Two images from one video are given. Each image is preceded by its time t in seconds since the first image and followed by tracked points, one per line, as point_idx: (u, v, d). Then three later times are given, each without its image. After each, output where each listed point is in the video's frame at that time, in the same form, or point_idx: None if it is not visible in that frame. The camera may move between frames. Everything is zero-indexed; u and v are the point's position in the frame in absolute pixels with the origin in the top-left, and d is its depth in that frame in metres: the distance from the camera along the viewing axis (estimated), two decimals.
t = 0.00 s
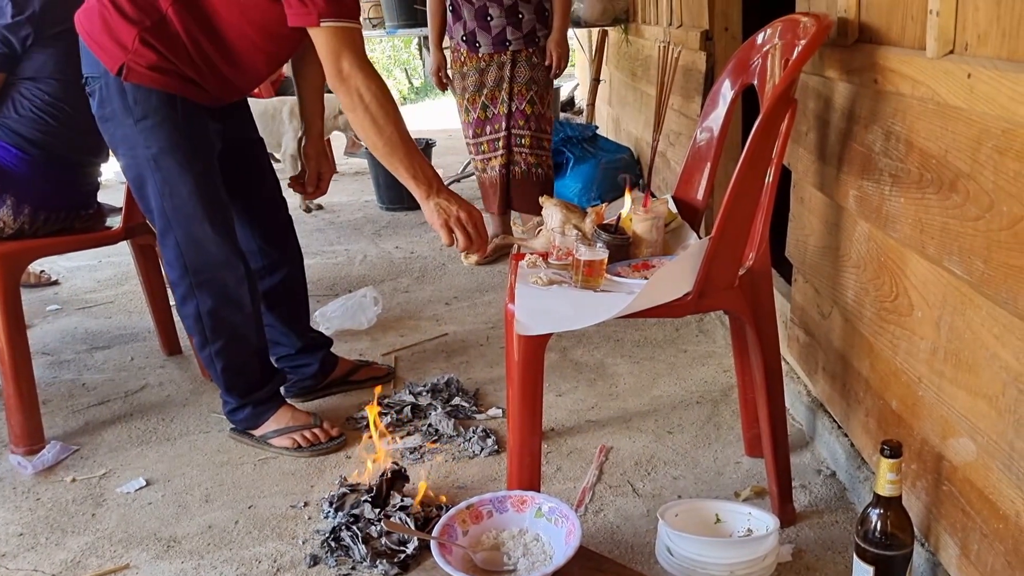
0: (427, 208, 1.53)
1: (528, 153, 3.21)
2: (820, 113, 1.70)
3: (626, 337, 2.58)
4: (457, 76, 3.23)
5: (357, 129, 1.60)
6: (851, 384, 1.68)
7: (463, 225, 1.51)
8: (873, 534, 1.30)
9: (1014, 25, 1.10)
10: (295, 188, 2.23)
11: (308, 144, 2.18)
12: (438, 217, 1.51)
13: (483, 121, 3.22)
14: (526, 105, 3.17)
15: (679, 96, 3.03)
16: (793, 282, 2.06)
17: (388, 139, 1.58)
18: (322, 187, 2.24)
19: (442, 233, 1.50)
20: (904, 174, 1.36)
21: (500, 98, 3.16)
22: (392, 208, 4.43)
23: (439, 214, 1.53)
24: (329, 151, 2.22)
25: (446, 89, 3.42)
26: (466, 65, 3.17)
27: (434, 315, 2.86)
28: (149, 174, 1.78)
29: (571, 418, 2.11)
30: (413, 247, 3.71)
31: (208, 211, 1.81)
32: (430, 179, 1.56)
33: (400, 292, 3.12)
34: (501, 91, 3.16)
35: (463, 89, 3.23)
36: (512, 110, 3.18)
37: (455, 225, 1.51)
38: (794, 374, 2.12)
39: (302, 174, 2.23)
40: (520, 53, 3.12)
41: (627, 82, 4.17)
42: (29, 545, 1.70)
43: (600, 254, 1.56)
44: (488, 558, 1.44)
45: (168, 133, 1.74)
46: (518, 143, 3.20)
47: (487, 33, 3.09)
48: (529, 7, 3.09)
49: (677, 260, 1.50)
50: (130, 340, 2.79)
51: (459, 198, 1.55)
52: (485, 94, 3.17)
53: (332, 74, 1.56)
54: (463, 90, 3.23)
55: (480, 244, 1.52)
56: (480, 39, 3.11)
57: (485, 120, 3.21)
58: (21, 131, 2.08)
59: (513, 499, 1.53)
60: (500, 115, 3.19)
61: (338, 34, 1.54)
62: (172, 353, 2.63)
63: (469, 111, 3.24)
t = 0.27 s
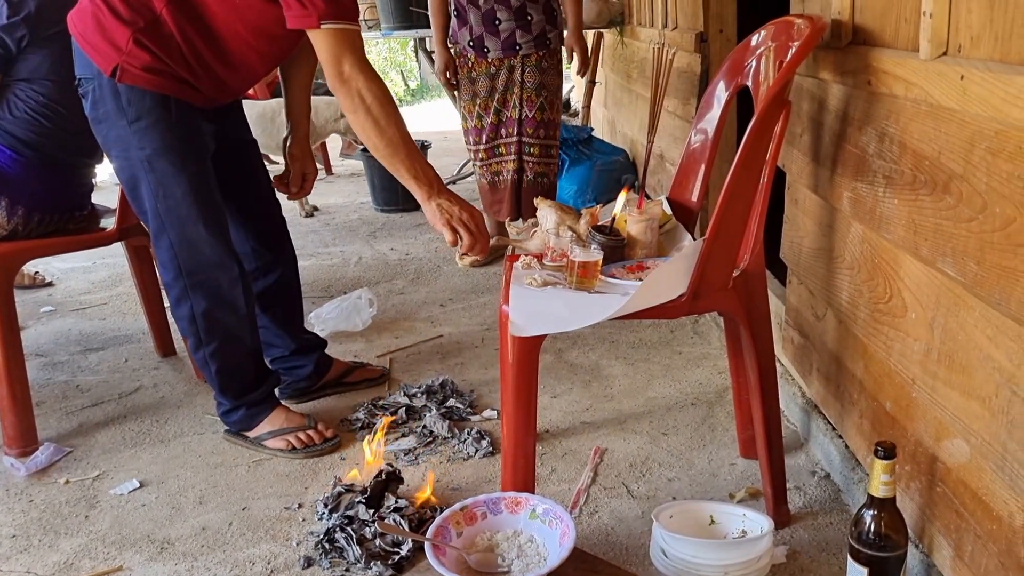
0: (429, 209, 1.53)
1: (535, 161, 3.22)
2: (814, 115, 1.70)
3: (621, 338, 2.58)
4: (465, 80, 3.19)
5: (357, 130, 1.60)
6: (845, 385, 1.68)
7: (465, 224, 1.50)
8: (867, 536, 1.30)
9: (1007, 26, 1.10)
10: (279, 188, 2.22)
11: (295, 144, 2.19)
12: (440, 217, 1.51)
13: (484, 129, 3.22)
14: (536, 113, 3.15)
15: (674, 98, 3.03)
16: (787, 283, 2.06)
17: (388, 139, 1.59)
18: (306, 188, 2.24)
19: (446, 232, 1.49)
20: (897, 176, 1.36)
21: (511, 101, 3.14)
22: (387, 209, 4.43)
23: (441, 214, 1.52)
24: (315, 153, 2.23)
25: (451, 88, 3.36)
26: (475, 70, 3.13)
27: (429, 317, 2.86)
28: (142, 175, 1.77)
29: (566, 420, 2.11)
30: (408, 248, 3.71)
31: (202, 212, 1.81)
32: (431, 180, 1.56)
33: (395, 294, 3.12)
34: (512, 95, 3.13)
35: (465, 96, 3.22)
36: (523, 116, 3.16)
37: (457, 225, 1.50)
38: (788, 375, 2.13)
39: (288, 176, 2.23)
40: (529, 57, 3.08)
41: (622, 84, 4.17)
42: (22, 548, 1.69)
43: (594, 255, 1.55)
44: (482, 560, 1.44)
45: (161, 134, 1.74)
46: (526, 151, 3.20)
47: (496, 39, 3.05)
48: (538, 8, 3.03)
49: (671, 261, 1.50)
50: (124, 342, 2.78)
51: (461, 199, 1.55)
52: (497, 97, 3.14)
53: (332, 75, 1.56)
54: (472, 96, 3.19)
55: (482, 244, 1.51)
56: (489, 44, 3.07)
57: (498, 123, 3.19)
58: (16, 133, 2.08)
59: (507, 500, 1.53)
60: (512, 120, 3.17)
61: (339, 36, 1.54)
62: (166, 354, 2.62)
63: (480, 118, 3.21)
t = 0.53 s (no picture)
0: (434, 214, 1.52)
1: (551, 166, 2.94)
2: (812, 117, 1.71)
3: (619, 341, 2.58)
4: (477, 86, 2.91)
5: (363, 137, 1.60)
6: (842, 387, 1.68)
7: (469, 227, 1.50)
8: (865, 538, 1.30)
9: (1006, 30, 1.10)
10: (275, 187, 2.22)
11: (291, 144, 2.19)
12: (443, 220, 1.50)
13: (493, 133, 2.96)
14: (553, 116, 2.87)
15: (672, 100, 3.03)
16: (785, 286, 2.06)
17: (392, 145, 1.58)
18: (303, 187, 2.24)
19: (453, 235, 1.48)
20: (895, 178, 1.37)
21: (527, 104, 2.87)
22: (385, 211, 4.43)
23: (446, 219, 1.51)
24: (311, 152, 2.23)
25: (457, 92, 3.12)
26: (490, 74, 2.85)
27: (427, 319, 2.85)
28: (142, 176, 1.77)
29: (564, 422, 2.11)
30: (405, 250, 3.70)
31: (201, 214, 1.80)
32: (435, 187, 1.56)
33: (393, 296, 3.11)
34: (528, 97, 2.86)
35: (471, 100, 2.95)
36: (540, 119, 2.88)
37: (463, 228, 1.50)
38: (786, 377, 2.13)
39: (285, 173, 2.22)
40: (550, 60, 2.82)
41: (620, 86, 4.17)
42: (19, 549, 1.69)
43: (593, 257, 1.55)
44: (480, 562, 1.44)
45: (160, 135, 1.74)
46: (541, 155, 2.93)
47: (516, 41, 2.77)
48: (559, 7, 2.76)
49: (670, 263, 1.50)
50: (120, 343, 2.77)
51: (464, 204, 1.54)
52: (514, 101, 2.88)
53: (337, 78, 1.56)
54: (486, 100, 2.91)
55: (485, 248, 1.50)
56: (507, 46, 2.78)
57: (514, 125, 2.93)
58: (14, 134, 2.08)
59: (506, 502, 1.53)
60: (528, 123, 2.90)
61: (342, 39, 1.53)
62: (163, 356, 2.62)
63: (494, 122, 2.94)
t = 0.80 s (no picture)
0: (420, 211, 1.51)
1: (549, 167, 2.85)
2: (809, 119, 1.71)
3: (616, 342, 2.58)
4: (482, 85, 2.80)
5: (340, 132, 1.59)
6: (839, 389, 1.68)
7: (457, 223, 1.49)
8: (863, 540, 1.30)
9: (1003, 33, 1.11)
10: (276, 185, 2.22)
11: (291, 143, 2.18)
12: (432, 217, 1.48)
13: (492, 140, 2.87)
14: (564, 120, 2.80)
15: (669, 102, 3.03)
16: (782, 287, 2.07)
17: (371, 141, 1.58)
18: (303, 185, 2.23)
19: (442, 231, 1.46)
20: (893, 181, 1.37)
21: (536, 107, 2.78)
22: (382, 211, 4.43)
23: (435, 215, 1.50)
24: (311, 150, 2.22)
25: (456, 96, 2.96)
26: (497, 76, 2.75)
27: (424, 319, 2.85)
28: (142, 176, 1.77)
29: (561, 423, 2.11)
30: (402, 251, 3.70)
31: (201, 214, 1.80)
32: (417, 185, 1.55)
33: (390, 296, 3.11)
34: (537, 100, 2.77)
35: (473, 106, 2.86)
36: (549, 123, 2.80)
37: (453, 224, 1.48)
38: (783, 379, 2.13)
39: (285, 172, 2.22)
40: (560, 62, 2.73)
41: (617, 88, 4.17)
42: (14, 551, 1.69)
43: (591, 259, 1.55)
44: (478, 563, 1.43)
45: (159, 135, 1.73)
46: (552, 160, 2.83)
47: (527, 43, 2.67)
48: (571, 10, 2.68)
49: (668, 265, 1.50)
50: (116, 344, 2.77)
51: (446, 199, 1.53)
52: (520, 105, 2.78)
53: (316, 73, 1.54)
54: (490, 102, 2.81)
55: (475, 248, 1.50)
56: (517, 48, 2.69)
57: (518, 131, 2.83)
58: (10, 134, 2.08)
59: (504, 504, 1.53)
60: (535, 125, 2.81)
61: (326, 34, 1.53)
62: (159, 357, 2.61)
63: (494, 126, 2.83)
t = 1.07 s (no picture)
0: (331, 208, 1.57)
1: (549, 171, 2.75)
2: (802, 120, 1.71)
3: (609, 342, 2.58)
4: (482, 85, 2.68)
5: (262, 115, 1.55)
6: (831, 389, 1.69)
7: (358, 235, 1.58)
8: (854, 539, 1.31)
9: (994, 34, 1.11)
10: (284, 182, 2.23)
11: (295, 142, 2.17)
12: (341, 224, 1.57)
13: (492, 141, 2.75)
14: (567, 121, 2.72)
15: (662, 102, 3.03)
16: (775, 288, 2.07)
17: (291, 129, 1.55)
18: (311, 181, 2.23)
19: (343, 240, 1.56)
20: (884, 181, 1.37)
21: (539, 108, 2.68)
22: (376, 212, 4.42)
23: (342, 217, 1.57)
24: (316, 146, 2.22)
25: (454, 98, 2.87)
26: (497, 75, 2.64)
27: (418, 319, 2.85)
28: (138, 175, 1.77)
29: (555, 424, 2.11)
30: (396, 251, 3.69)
31: (198, 213, 1.80)
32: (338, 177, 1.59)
33: (384, 297, 3.11)
34: (540, 100, 2.67)
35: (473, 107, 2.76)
36: (553, 124, 2.71)
37: (355, 233, 1.57)
38: (775, 379, 2.14)
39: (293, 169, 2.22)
40: (562, 62, 2.65)
41: (611, 88, 4.17)
42: (6, 551, 1.68)
43: (584, 259, 1.55)
44: (470, 564, 1.43)
45: (156, 135, 1.73)
46: (558, 162, 2.74)
47: (529, 42, 2.58)
48: (571, 10, 2.61)
49: (660, 265, 1.50)
50: (109, 344, 2.76)
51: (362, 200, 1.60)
52: (522, 105, 2.66)
53: (245, 57, 1.49)
54: (490, 103, 2.70)
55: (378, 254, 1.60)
56: (519, 46, 2.58)
57: (520, 133, 2.70)
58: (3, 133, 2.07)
59: (496, 504, 1.53)
60: (537, 127, 2.71)
61: (266, 22, 1.48)
62: (152, 357, 2.61)
63: (495, 127, 2.72)
